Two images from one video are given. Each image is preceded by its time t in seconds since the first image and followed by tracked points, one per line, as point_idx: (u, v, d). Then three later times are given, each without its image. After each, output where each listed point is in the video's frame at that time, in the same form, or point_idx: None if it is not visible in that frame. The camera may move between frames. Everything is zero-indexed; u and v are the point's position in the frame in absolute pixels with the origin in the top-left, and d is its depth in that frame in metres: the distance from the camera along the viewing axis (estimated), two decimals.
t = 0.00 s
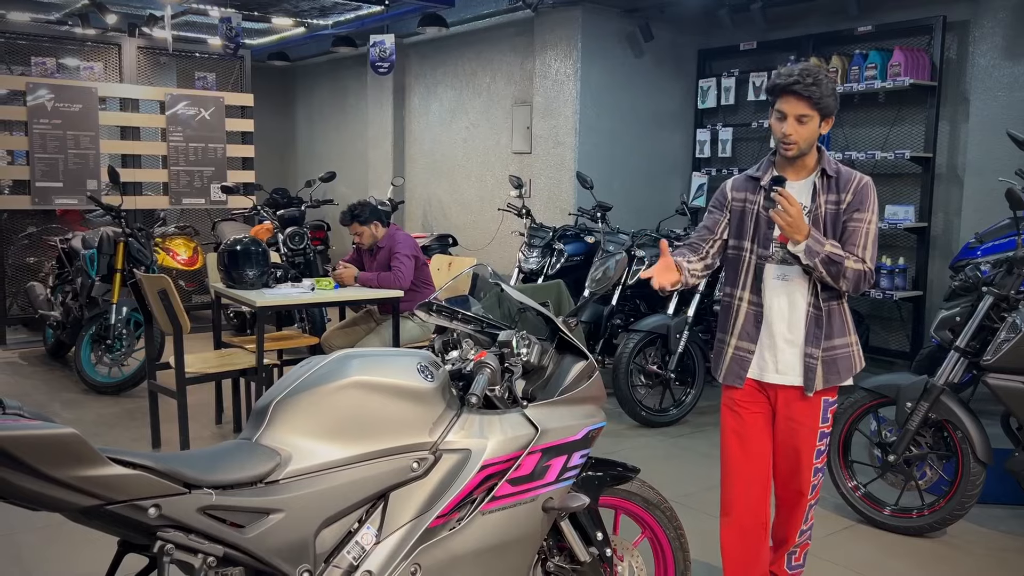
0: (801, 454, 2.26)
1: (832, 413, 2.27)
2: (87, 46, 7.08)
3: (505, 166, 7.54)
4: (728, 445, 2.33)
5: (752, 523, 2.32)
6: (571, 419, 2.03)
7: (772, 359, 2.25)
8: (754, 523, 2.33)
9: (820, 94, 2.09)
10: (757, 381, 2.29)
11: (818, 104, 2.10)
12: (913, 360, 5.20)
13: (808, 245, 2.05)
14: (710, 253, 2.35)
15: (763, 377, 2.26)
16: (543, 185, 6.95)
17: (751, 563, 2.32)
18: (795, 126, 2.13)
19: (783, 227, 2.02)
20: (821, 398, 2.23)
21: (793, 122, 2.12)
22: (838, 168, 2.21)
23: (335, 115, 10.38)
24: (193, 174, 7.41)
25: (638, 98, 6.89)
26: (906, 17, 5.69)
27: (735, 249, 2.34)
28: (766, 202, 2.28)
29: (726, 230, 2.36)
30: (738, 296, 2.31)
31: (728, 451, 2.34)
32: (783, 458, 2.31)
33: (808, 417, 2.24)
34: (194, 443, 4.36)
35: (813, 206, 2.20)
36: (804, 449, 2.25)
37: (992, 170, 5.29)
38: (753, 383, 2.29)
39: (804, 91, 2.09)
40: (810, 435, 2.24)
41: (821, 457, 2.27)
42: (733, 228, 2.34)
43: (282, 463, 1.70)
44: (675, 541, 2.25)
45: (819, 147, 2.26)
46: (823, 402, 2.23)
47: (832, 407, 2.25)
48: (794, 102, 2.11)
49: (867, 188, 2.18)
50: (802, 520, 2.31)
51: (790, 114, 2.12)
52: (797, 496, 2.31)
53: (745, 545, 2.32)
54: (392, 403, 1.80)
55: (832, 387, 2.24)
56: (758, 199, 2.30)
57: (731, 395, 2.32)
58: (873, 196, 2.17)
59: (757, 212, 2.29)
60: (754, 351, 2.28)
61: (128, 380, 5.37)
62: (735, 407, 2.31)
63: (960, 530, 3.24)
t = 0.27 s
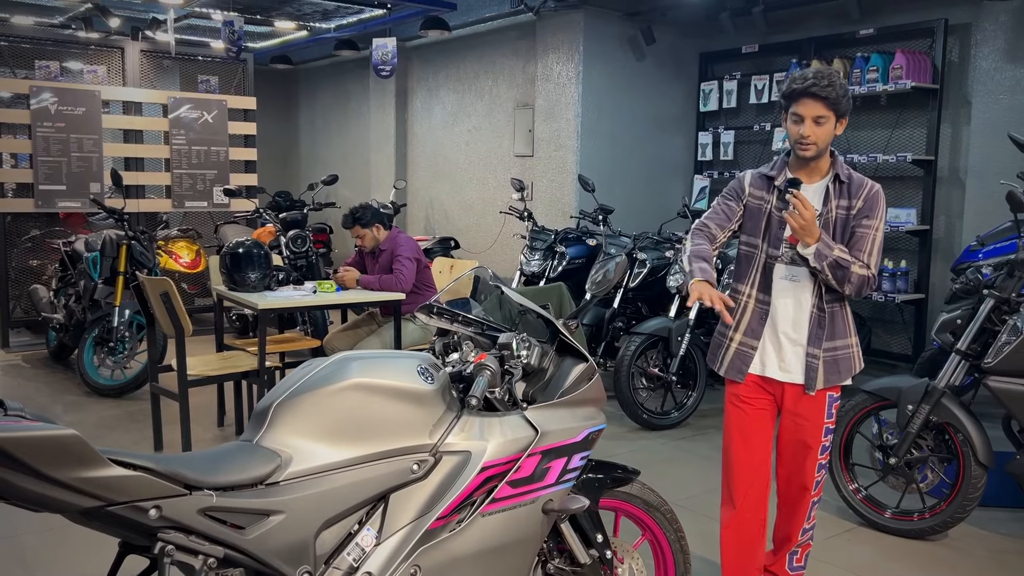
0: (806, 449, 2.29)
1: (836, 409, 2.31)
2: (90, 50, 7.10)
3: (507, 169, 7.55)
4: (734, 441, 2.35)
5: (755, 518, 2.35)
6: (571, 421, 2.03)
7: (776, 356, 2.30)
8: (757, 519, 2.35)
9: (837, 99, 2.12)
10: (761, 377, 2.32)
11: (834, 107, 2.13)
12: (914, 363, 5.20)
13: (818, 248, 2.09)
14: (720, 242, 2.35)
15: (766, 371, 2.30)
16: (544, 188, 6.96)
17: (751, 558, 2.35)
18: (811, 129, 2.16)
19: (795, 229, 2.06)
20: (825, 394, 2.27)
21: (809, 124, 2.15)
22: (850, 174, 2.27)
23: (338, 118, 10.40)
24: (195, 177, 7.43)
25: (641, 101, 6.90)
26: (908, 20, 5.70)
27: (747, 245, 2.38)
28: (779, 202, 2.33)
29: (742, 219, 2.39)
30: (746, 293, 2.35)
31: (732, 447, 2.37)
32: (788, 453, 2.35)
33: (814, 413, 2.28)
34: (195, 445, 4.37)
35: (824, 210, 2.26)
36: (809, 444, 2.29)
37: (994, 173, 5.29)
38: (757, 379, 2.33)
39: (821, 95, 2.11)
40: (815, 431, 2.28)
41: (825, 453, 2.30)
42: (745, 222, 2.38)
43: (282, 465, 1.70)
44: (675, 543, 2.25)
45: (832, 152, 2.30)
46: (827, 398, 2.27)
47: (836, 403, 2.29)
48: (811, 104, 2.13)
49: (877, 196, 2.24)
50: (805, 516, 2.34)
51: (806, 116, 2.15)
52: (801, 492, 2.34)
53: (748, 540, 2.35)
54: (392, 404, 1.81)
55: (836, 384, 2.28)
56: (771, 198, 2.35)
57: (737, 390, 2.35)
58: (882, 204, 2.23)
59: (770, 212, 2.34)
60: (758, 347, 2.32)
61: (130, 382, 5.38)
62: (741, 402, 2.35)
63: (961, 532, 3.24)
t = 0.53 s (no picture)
0: (808, 443, 2.32)
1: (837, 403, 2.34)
2: (94, 50, 7.12)
3: (509, 169, 7.56)
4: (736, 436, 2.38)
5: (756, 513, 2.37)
6: (573, 418, 2.04)
7: (781, 350, 2.33)
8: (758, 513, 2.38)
9: (847, 94, 2.16)
10: (764, 371, 2.36)
11: (844, 102, 2.16)
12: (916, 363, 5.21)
13: (827, 243, 2.12)
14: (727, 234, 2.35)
15: (769, 366, 2.34)
16: (547, 188, 6.97)
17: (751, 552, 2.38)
18: (822, 123, 2.19)
19: (806, 223, 2.11)
20: (827, 389, 2.31)
21: (821, 119, 2.18)
22: (856, 172, 2.29)
23: (341, 118, 10.42)
24: (199, 177, 7.45)
25: (643, 101, 6.91)
26: (910, 20, 5.70)
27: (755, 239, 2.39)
28: (787, 197, 2.35)
29: (749, 212, 2.40)
30: (753, 286, 2.37)
31: (734, 441, 2.39)
32: (790, 448, 2.37)
33: (815, 408, 2.31)
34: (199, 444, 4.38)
35: (831, 206, 2.28)
36: (811, 439, 2.32)
37: (997, 172, 5.29)
38: (760, 373, 2.36)
39: (833, 89, 2.15)
40: (817, 426, 2.31)
41: (826, 448, 2.33)
42: (753, 216, 2.40)
43: (288, 461, 1.72)
44: (678, 539, 2.26)
45: (839, 150, 2.33)
46: (829, 393, 2.31)
47: (837, 398, 2.33)
48: (822, 98, 2.16)
49: (883, 194, 2.26)
50: (807, 512, 2.36)
51: (817, 111, 2.18)
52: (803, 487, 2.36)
53: (748, 535, 2.37)
54: (396, 401, 1.82)
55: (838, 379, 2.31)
56: (779, 193, 2.37)
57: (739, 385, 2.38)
58: (888, 202, 2.26)
59: (778, 207, 2.36)
60: (762, 340, 2.35)
61: (135, 381, 5.39)
62: (744, 396, 2.37)
63: (962, 531, 3.25)
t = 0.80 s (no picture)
0: (806, 441, 2.33)
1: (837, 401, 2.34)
2: (98, 50, 7.15)
3: (512, 168, 7.57)
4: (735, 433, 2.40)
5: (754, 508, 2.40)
6: (575, 415, 2.05)
7: (780, 348, 2.35)
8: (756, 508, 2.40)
9: (844, 87, 2.19)
10: (764, 368, 2.37)
11: (842, 96, 2.20)
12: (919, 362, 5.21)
13: (827, 238, 2.12)
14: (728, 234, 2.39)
15: (768, 364, 2.35)
16: (549, 188, 6.98)
17: (750, 547, 2.41)
18: (823, 118, 2.21)
19: (806, 218, 2.11)
20: (825, 387, 2.31)
21: (821, 113, 2.21)
22: (857, 170, 2.30)
23: (344, 117, 10.44)
24: (203, 176, 7.47)
25: (646, 100, 6.92)
26: (913, 19, 5.70)
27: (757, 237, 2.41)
28: (787, 195, 2.36)
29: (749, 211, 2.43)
30: (754, 283, 2.39)
31: (733, 437, 2.42)
32: (788, 445, 2.39)
33: (813, 406, 2.32)
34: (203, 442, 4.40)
35: (832, 204, 2.29)
36: (808, 436, 2.33)
37: (1000, 171, 5.28)
38: (761, 371, 2.37)
39: (829, 83, 2.19)
40: (815, 423, 2.32)
41: (825, 446, 2.34)
42: (753, 215, 2.42)
43: (291, 457, 1.73)
44: (678, 537, 2.27)
45: (839, 147, 2.34)
46: (827, 391, 2.31)
47: (836, 396, 2.33)
48: (820, 94, 2.19)
49: (884, 191, 2.27)
50: (806, 509, 2.37)
51: (816, 106, 2.21)
52: (802, 485, 2.37)
53: (747, 529, 2.40)
54: (399, 398, 1.83)
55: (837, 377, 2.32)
56: (779, 192, 2.38)
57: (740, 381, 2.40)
58: (889, 198, 2.26)
59: (778, 205, 2.37)
60: (763, 337, 2.36)
61: (139, 380, 5.41)
62: (742, 394, 2.40)
63: (964, 529, 3.25)
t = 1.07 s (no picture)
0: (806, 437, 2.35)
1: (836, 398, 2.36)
2: (101, 48, 7.16)
3: (513, 166, 7.58)
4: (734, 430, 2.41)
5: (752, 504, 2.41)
6: (574, 412, 2.06)
7: (782, 344, 2.36)
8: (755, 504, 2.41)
9: (841, 86, 2.21)
10: (767, 366, 2.37)
11: (839, 94, 2.22)
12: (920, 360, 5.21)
13: (825, 235, 2.15)
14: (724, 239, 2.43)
15: (770, 362, 2.36)
16: (551, 186, 6.98)
17: (748, 543, 2.42)
18: (819, 117, 2.24)
19: (802, 216, 2.13)
20: (826, 383, 2.32)
21: (817, 112, 2.23)
22: (855, 166, 2.32)
23: (346, 116, 10.45)
24: (204, 174, 7.48)
25: (648, 98, 6.92)
26: (915, 18, 5.70)
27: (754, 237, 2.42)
28: (784, 193, 2.37)
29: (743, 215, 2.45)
30: (753, 281, 2.39)
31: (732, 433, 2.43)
32: (788, 441, 2.40)
33: (813, 402, 2.33)
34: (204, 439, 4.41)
35: (829, 201, 2.32)
36: (809, 432, 2.34)
37: (1002, 170, 5.29)
38: (764, 368, 2.38)
39: (827, 82, 2.21)
40: (815, 420, 2.33)
41: (824, 442, 2.35)
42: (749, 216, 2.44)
43: (290, 452, 1.73)
44: (678, 533, 2.27)
45: (837, 144, 2.37)
46: (827, 388, 2.33)
47: (836, 393, 2.35)
48: (817, 92, 2.22)
49: (881, 187, 2.29)
50: (806, 506, 2.38)
51: (813, 105, 2.24)
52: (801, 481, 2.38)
53: (745, 525, 2.41)
54: (399, 394, 1.84)
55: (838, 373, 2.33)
56: (776, 190, 2.40)
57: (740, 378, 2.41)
58: (887, 194, 2.28)
59: (775, 203, 2.38)
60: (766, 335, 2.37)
61: (140, 377, 5.42)
62: (743, 390, 2.41)
63: (964, 527, 3.25)
